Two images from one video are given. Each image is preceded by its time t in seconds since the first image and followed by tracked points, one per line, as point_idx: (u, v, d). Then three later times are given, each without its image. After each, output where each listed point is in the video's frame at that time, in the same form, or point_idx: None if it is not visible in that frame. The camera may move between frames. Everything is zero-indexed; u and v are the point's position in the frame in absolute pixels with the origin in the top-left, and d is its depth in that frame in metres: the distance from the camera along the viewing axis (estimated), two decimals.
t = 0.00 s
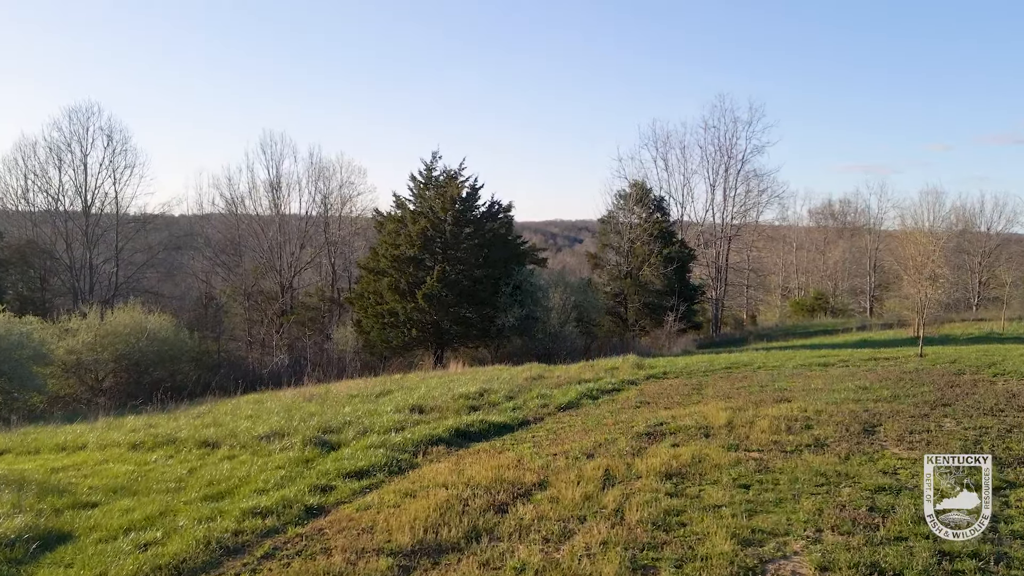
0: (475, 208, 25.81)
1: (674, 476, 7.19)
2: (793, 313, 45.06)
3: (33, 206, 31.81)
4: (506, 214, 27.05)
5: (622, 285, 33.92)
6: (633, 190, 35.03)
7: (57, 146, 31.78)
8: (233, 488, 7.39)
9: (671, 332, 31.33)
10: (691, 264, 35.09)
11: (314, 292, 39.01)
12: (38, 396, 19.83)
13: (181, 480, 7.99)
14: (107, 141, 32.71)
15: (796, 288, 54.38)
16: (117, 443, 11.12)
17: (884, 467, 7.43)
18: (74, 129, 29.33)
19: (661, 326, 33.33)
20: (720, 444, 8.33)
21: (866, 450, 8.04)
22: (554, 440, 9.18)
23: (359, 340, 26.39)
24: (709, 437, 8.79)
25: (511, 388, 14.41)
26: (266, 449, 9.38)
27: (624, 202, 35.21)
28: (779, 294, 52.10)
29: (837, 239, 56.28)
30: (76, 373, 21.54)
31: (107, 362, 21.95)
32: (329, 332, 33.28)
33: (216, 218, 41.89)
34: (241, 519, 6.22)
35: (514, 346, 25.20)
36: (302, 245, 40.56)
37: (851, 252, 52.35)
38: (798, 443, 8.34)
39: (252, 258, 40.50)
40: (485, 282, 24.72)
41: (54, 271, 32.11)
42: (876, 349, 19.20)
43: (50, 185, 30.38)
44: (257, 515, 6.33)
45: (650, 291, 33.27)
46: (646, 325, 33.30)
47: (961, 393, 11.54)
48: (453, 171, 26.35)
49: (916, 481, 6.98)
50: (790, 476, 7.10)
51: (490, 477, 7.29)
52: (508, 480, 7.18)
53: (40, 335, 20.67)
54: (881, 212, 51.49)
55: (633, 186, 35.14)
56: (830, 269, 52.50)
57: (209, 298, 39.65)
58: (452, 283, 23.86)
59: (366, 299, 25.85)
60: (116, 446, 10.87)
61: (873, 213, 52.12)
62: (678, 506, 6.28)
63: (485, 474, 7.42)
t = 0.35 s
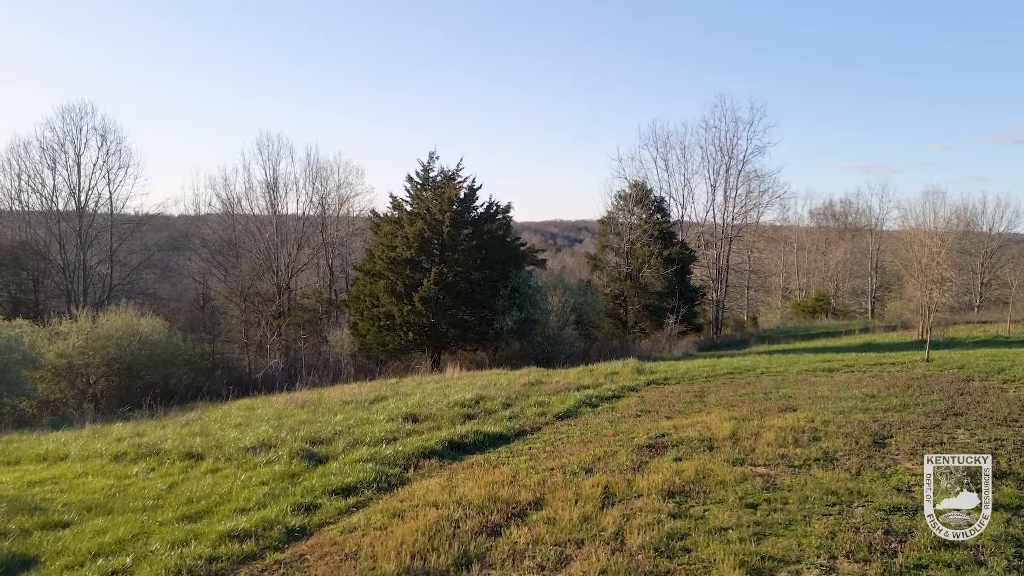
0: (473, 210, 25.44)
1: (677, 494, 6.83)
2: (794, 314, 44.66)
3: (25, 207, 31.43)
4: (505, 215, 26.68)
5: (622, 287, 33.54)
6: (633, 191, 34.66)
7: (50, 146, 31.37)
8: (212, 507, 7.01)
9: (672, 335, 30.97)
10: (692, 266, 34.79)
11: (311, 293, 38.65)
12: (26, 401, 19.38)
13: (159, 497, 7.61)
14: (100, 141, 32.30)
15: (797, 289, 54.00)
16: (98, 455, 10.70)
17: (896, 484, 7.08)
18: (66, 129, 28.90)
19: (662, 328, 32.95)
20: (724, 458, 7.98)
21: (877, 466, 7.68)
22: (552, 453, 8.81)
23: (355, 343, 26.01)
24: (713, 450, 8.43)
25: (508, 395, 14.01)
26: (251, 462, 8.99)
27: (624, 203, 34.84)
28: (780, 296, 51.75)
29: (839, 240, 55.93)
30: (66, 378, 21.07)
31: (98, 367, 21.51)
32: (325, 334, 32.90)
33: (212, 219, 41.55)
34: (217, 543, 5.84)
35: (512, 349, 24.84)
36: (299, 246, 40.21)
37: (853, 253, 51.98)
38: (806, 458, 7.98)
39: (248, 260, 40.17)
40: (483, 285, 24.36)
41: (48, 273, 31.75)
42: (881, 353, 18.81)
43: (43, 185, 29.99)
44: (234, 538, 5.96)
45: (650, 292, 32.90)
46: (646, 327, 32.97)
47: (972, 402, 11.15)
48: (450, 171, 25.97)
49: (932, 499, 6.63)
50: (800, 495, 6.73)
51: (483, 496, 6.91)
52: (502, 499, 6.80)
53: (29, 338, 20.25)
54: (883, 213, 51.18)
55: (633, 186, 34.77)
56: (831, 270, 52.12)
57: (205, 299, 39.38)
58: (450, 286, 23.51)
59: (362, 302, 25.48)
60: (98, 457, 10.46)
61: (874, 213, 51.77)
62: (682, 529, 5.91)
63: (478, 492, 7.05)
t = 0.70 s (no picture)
0: (471, 210, 25.05)
1: (681, 516, 6.46)
2: (795, 316, 44.27)
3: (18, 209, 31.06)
4: (503, 217, 26.33)
5: (622, 288, 33.15)
6: (632, 191, 34.31)
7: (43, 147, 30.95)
8: (190, 530, 6.62)
9: (673, 337, 30.57)
10: (693, 266, 34.54)
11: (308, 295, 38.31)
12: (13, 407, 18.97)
13: (136, 517, 7.22)
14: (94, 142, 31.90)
15: (798, 290, 53.65)
16: (79, 467, 10.31)
17: (913, 504, 6.71)
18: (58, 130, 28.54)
19: (662, 331, 32.57)
20: (729, 475, 7.61)
21: (891, 483, 7.30)
22: (550, 468, 8.44)
23: (351, 346, 25.62)
24: (718, 465, 8.06)
25: (505, 403, 13.61)
26: (235, 477, 8.59)
27: (624, 203, 34.48)
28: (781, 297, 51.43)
29: (840, 241, 55.59)
30: (56, 382, 20.64)
31: (89, 371, 21.09)
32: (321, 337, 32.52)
33: (209, 219, 41.22)
34: (191, 573, 5.47)
35: (511, 353, 24.47)
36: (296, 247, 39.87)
37: (854, 254, 51.62)
38: (816, 474, 7.61)
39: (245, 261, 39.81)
40: (481, 287, 23.99)
41: (41, 275, 31.39)
42: (887, 358, 18.42)
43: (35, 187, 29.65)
44: (211, 566, 5.59)
45: (650, 294, 32.54)
46: (646, 329, 32.63)
47: (984, 411, 10.76)
48: (448, 171, 25.59)
49: (950, 522, 6.29)
50: (811, 517, 6.35)
51: (476, 518, 6.54)
52: (495, 523, 6.42)
53: (17, 342, 19.84)
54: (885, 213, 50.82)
55: (633, 187, 34.39)
56: (833, 271, 51.75)
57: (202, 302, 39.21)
58: (447, 289, 23.18)
59: (358, 304, 25.13)
60: (78, 470, 10.06)
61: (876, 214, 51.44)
62: (687, 556, 5.55)
63: (471, 513, 6.66)
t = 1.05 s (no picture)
0: (469, 212, 24.68)
1: (686, 540, 6.09)
2: (796, 318, 43.91)
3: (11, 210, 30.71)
4: (502, 218, 25.96)
5: (622, 290, 32.78)
6: (633, 192, 33.96)
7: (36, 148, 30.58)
8: (166, 554, 6.24)
9: (673, 340, 30.21)
10: (693, 268, 34.21)
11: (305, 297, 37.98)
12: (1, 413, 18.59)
13: (111, 539, 6.84)
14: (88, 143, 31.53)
15: (799, 291, 53.29)
16: (58, 481, 9.90)
17: (931, 527, 6.32)
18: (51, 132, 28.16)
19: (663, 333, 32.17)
20: (736, 493, 7.23)
21: (907, 503, 6.92)
22: (548, 484, 8.06)
23: (347, 350, 25.24)
24: (724, 482, 7.68)
25: (502, 410, 13.22)
26: (219, 493, 8.22)
27: (624, 204, 34.14)
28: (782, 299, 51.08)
29: (842, 242, 55.25)
30: (46, 387, 20.27)
31: (79, 375, 20.71)
32: (318, 340, 32.15)
33: (206, 220, 40.85)
34: None
35: (509, 356, 24.11)
36: (293, 248, 39.49)
37: (856, 255, 51.24)
38: (827, 492, 7.24)
39: (241, 262, 39.41)
40: (479, 290, 23.63)
41: (34, 277, 31.06)
42: (893, 363, 18.04)
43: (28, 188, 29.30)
44: None
45: (650, 296, 32.17)
46: (646, 332, 32.28)
47: (998, 422, 10.37)
48: (446, 172, 25.22)
49: (972, 546, 5.90)
50: (825, 541, 5.98)
51: (469, 542, 6.15)
52: (490, 547, 6.04)
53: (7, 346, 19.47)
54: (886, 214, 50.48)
55: (634, 188, 34.03)
56: (834, 272, 51.39)
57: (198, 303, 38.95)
58: (444, 292, 22.82)
59: (354, 307, 24.76)
60: (58, 484, 9.68)
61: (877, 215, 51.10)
62: None
63: (463, 536, 6.28)
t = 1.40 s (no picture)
0: (467, 213, 24.30)
1: (694, 566, 5.70)
2: (798, 319, 43.55)
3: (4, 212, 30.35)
4: (500, 219, 25.58)
5: (623, 292, 32.40)
6: (633, 193, 33.59)
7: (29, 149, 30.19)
8: None
9: (674, 343, 29.86)
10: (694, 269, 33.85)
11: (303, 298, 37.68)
12: None
13: (85, 562, 6.45)
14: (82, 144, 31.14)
15: (800, 293, 52.93)
16: (37, 494, 9.51)
17: (954, 550, 5.95)
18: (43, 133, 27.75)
19: (664, 335, 31.78)
20: (745, 512, 6.85)
21: (926, 522, 6.55)
22: (546, 501, 7.68)
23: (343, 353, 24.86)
24: (732, 499, 7.30)
25: (500, 418, 12.83)
26: (202, 510, 7.84)
27: (624, 205, 33.77)
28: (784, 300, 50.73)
29: (843, 243, 54.87)
30: (36, 392, 19.87)
31: (70, 380, 20.31)
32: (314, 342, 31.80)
33: (202, 220, 40.48)
34: None
35: (507, 359, 23.76)
36: (290, 249, 39.09)
37: (858, 256, 50.88)
38: (841, 511, 6.86)
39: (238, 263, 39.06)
40: (478, 292, 23.25)
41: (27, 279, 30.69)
42: (899, 368, 17.66)
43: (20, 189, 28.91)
44: None
45: (651, 298, 31.81)
46: (647, 334, 31.92)
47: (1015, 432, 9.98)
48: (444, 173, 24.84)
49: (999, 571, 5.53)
50: (843, 567, 5.59)
51: (462, 568, 5.76)
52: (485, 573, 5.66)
53: None
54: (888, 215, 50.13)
55: (634, 188, 33.65)
56: (836, 273, 51.04)
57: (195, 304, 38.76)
58: (442, 294, 22.46)
59: (350, 310, 24.39)
60: (38, 498, 9.29)
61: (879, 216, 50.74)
62: None
63: (456, 561, 5.90)
